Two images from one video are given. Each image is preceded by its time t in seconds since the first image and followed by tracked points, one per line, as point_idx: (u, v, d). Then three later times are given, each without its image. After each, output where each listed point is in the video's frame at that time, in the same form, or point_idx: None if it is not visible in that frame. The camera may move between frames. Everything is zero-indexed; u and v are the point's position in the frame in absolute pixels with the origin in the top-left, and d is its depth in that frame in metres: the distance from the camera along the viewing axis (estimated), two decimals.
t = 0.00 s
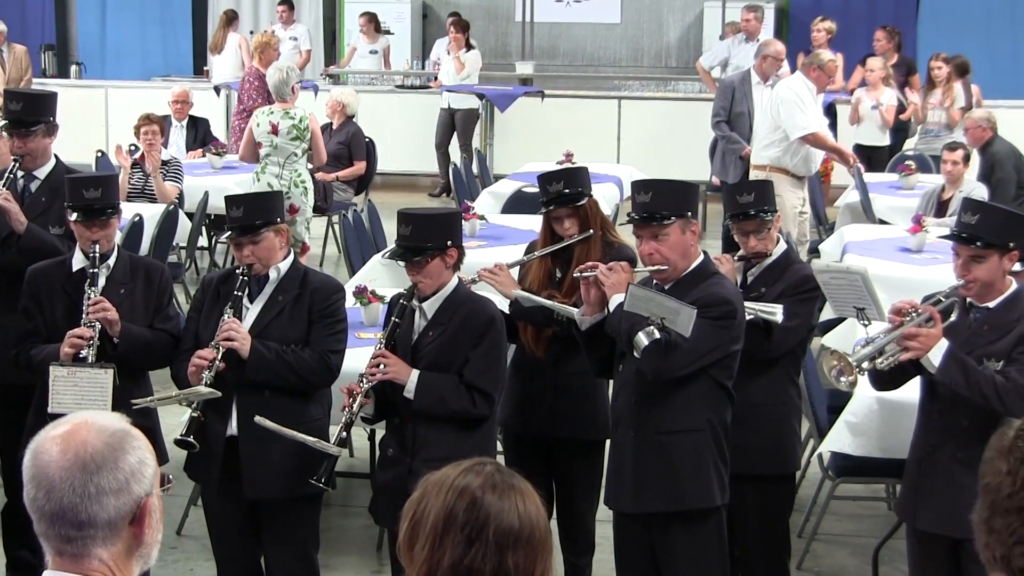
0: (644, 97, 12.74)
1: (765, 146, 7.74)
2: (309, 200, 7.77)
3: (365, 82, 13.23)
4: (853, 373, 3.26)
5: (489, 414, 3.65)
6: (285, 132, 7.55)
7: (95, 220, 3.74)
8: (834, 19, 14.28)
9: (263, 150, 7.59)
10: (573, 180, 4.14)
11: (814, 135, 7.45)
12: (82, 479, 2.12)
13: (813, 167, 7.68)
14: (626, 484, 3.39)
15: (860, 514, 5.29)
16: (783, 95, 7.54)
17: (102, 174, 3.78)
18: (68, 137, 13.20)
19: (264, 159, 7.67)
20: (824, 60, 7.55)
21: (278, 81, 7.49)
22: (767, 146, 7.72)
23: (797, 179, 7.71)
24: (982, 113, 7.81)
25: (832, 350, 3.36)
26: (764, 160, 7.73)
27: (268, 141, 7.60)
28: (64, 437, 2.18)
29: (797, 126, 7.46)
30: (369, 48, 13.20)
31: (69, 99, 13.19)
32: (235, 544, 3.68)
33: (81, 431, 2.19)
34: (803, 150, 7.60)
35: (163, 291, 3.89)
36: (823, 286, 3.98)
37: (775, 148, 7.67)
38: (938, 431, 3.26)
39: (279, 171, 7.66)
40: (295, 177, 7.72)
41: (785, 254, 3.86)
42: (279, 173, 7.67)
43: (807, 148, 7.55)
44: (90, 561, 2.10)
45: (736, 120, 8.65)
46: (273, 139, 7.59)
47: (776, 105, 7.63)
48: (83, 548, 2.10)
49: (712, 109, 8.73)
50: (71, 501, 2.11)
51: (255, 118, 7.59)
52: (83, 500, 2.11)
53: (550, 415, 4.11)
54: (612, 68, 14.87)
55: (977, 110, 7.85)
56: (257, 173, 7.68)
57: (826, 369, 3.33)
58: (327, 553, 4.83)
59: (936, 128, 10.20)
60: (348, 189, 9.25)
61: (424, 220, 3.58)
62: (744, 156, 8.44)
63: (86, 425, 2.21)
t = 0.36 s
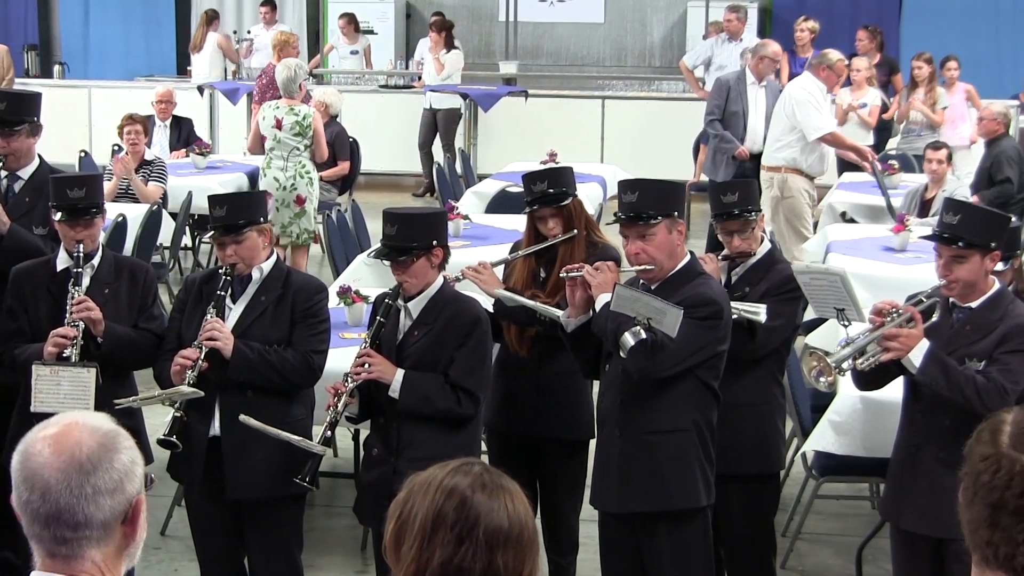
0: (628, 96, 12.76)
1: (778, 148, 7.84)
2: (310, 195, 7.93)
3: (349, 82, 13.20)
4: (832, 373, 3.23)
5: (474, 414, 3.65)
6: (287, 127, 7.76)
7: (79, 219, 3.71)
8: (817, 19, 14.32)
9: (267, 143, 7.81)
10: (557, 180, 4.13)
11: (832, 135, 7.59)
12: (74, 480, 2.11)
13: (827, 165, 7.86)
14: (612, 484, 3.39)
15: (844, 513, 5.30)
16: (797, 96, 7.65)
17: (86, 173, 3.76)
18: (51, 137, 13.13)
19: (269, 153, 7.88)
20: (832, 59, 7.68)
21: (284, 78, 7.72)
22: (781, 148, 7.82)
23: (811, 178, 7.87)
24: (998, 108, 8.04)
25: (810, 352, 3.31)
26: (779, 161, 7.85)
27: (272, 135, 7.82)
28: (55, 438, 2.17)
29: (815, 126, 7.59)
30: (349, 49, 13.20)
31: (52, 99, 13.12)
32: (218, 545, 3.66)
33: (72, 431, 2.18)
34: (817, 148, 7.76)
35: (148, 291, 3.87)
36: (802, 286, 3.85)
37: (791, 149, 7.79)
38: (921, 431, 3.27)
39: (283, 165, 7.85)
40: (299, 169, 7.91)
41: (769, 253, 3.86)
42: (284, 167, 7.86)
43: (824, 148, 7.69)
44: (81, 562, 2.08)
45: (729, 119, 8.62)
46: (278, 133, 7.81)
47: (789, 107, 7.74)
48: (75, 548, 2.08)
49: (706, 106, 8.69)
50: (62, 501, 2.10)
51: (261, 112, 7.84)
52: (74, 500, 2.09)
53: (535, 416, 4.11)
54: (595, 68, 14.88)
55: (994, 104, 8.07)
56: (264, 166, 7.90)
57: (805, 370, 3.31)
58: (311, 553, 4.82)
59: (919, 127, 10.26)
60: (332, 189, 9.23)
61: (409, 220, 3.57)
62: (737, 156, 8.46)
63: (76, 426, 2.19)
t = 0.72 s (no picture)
0: (611, 96, 12.78)
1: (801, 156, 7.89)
2: (316, 189, 8.18)
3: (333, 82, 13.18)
4: (811, 374, 3.22)
5: (459, 414, 3.65)
6: (294, 125, 7.94)
7: (64, 219, 3.70)
8: (801, 19, 14.36)
9: (274, 140, 8.01)
10: (541, 180, 4.13)
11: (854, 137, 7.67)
12: (58, 481, 2.10)
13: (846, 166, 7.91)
14: (602, 485, 3.39)
15: (829, 512, 5.32)
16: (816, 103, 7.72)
17: (71, 173, 3.74)
18: (34, 137, 13.07)
19: (275, 149, 8.09)
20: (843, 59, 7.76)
21: (286, 77, 7.83)
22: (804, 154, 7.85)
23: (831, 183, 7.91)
24: (996, 107, 8.06)
25: (789, 352, 3.30)
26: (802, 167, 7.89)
27: (278, 132, 8.01)
28: (38, 440, 2.16)
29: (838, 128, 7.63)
30: (332, 49, 13.28)
31: (35, 100, 13.06)
32: (203, 546, 3.65)
33: (55, 433, 2.17)
34: (839, 151, 7.81)
35: (132, 291, 3.85)
36: (783, 287, 3.70)
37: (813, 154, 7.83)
38: (903, 431, 3.28)
39: (288, 160, 8.07)
40: (304, 165, 8.12)
41: (753, 252, 3.88)
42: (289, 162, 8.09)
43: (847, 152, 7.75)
44: (65, 563, 2.07)
45: (723, 121, 8.63)
46: (284, 130, 8.00)
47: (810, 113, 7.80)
48: (59, 549, 2.07)
49: (699, 109, 8.64)
50: (45, 502, 2.09)
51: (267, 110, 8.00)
52: (58, 501, 2.08)
53: (520, 416, 4.11)
54: (579, 68, 14.90)
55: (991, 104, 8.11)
56: (269, 160, 8.13)
57: (786, 370, 3.31)
58: (296, 554, 4.81)
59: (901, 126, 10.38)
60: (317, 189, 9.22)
61: (394, 219, 3.57)
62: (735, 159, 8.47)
63: (60, 428, 2.19)
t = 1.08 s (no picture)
0: (590, 96, 12.80)
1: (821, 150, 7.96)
2: (316, 181, 8.07)
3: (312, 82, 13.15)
4: (781, 371, 3.28)
5: (439, 414, 3.65)
6: (290, 117, 7.87)
7: (43, 220, 3.68)
8: (779, 18, 14.41)
9: (273, 132, 7.96)
10: (519, 179, 4.13)
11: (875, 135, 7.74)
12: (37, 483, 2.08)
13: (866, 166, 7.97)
14: (587, 484, 3.40)
15: (806, 511, 5.35)
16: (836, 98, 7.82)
17: (50, 173, 3.73)
18: (12, 137, 13.00)
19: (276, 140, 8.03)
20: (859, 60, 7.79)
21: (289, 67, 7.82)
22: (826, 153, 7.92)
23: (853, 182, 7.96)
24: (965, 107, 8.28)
25: (761, 350, 3.37)
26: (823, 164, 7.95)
27: (277, 123, 7.96)
28: (12, 441, 2.14)
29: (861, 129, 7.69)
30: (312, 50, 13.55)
31: (13, 100, 12.98)
32: (183, 546, 3.64)
33: (30, 436, 2.15)
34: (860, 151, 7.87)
35: (112, 291, 3.84)
36: (758, 284, 3.72)
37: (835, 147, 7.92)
38: (878, 431, 3.30)
39: (287, 152, 7.99)
40: (303, 157, 8.01)
41: (733, 251, 3.89)
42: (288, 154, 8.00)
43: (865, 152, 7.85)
44: (43, 565, 2.06)
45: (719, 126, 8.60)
46: (283, 122, 7.94)
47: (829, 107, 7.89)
48: (35, 551, 2.06)
49: (698, 121, 8.52)
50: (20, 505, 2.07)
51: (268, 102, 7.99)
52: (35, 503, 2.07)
53: (501, 416, 4.11)
54: (559, 67, 14.91)
55: (960, 104, 8.34)
56: (270, 151, 8.05)
57: (759, 367, 3.32)
58: (275, 554, 4.80)
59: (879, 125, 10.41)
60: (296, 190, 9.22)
61: (374, 219, 3.57)
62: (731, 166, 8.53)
63: (34, 430, 2.17)
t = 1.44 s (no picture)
0: (563, 96, 12.81)
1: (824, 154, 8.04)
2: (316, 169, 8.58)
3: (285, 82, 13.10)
4: (752, 368, 3.26)
5: (413, 415, 3.64)
6: (294, 107, 8.42)
7: (16, 220, 3.65)
8: (751, 18, 14.46)
9: (276, 123, 8.49)
10: (491, 179, 4.13)
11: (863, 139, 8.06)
12: (23, 483, 2.05)
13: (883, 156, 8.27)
14: (565, 485, 3.41)
15: (780, 510, 5.38)
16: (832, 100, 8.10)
17: (23, 174, 3.69)
18: None
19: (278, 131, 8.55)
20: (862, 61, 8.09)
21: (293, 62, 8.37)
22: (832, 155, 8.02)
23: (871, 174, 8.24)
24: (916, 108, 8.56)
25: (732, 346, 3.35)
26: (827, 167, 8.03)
27: (280, 114, 8.49)
28: None
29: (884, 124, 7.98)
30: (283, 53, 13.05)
31: None
32: (156, 547, 3.62)
33: (21, 436, 2.11)
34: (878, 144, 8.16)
35: (85, 292, 3.81)
36: (730, 281, 3.72)
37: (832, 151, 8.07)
38: (851, 431, 3.33)
39: (289, 141, 8.52)
40: (304, 146, 8.54)
41: (705, 250, 3.90)
42: (290, 144, 8.52)
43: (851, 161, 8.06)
44: (30, 565, 2.04)
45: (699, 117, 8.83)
46: (285, 113, 8.48)
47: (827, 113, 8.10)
48: (21, 553, 2.03)
49: (691, 114, 8.66)
50: (7, 509, 2.02)
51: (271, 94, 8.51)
52: (26, 506, 2.04)
53: (475, 417, 4.11)
54: (532, 68, 14.92)
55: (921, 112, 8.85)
56: (274, 144, 8.56)
57: (729, 365, 3.33)
58: (249, 555, 4.78)
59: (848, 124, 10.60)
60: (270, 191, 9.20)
61: (348, 219, 3.56)
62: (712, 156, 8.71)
63: (21, 430, 2.13)
